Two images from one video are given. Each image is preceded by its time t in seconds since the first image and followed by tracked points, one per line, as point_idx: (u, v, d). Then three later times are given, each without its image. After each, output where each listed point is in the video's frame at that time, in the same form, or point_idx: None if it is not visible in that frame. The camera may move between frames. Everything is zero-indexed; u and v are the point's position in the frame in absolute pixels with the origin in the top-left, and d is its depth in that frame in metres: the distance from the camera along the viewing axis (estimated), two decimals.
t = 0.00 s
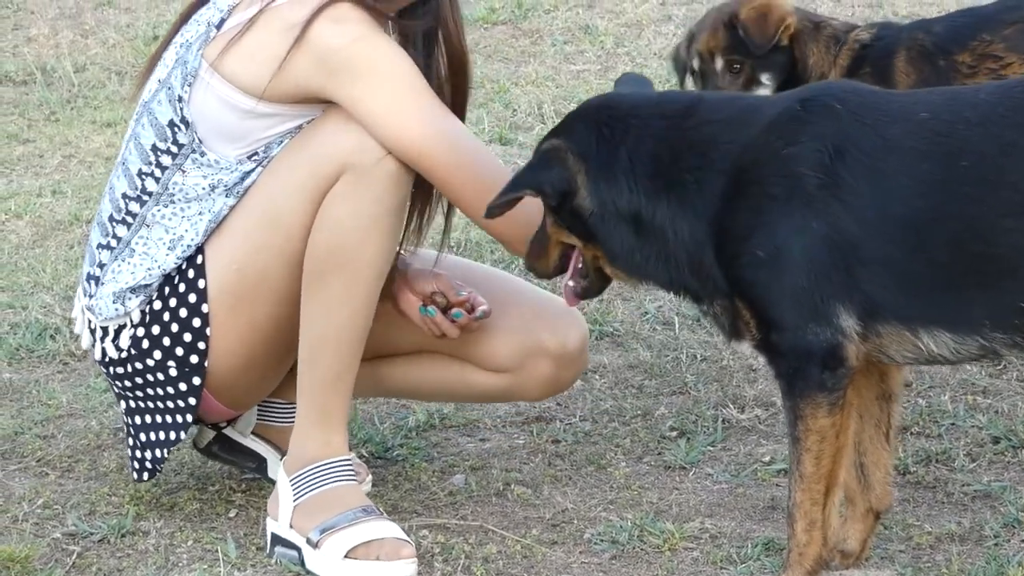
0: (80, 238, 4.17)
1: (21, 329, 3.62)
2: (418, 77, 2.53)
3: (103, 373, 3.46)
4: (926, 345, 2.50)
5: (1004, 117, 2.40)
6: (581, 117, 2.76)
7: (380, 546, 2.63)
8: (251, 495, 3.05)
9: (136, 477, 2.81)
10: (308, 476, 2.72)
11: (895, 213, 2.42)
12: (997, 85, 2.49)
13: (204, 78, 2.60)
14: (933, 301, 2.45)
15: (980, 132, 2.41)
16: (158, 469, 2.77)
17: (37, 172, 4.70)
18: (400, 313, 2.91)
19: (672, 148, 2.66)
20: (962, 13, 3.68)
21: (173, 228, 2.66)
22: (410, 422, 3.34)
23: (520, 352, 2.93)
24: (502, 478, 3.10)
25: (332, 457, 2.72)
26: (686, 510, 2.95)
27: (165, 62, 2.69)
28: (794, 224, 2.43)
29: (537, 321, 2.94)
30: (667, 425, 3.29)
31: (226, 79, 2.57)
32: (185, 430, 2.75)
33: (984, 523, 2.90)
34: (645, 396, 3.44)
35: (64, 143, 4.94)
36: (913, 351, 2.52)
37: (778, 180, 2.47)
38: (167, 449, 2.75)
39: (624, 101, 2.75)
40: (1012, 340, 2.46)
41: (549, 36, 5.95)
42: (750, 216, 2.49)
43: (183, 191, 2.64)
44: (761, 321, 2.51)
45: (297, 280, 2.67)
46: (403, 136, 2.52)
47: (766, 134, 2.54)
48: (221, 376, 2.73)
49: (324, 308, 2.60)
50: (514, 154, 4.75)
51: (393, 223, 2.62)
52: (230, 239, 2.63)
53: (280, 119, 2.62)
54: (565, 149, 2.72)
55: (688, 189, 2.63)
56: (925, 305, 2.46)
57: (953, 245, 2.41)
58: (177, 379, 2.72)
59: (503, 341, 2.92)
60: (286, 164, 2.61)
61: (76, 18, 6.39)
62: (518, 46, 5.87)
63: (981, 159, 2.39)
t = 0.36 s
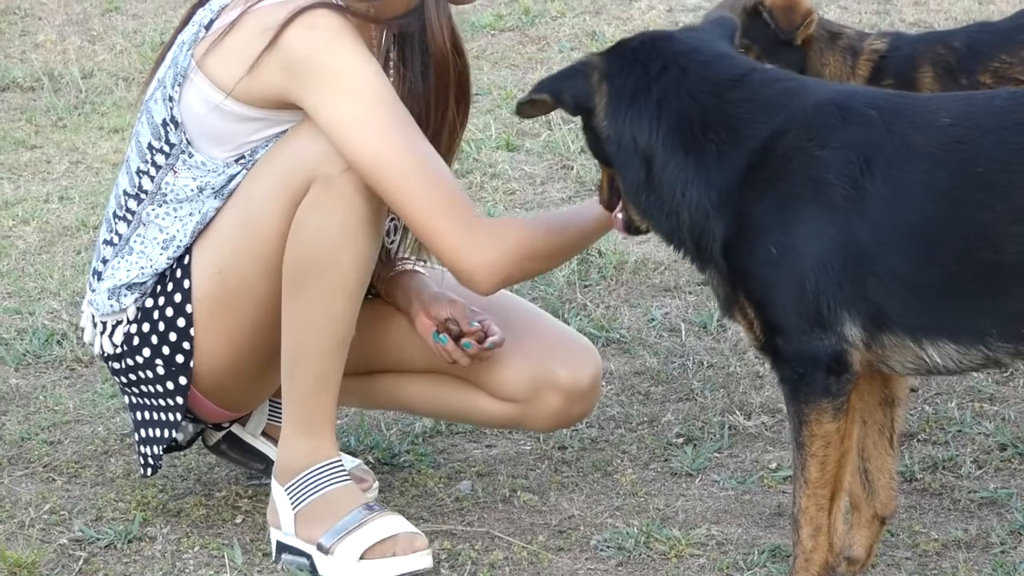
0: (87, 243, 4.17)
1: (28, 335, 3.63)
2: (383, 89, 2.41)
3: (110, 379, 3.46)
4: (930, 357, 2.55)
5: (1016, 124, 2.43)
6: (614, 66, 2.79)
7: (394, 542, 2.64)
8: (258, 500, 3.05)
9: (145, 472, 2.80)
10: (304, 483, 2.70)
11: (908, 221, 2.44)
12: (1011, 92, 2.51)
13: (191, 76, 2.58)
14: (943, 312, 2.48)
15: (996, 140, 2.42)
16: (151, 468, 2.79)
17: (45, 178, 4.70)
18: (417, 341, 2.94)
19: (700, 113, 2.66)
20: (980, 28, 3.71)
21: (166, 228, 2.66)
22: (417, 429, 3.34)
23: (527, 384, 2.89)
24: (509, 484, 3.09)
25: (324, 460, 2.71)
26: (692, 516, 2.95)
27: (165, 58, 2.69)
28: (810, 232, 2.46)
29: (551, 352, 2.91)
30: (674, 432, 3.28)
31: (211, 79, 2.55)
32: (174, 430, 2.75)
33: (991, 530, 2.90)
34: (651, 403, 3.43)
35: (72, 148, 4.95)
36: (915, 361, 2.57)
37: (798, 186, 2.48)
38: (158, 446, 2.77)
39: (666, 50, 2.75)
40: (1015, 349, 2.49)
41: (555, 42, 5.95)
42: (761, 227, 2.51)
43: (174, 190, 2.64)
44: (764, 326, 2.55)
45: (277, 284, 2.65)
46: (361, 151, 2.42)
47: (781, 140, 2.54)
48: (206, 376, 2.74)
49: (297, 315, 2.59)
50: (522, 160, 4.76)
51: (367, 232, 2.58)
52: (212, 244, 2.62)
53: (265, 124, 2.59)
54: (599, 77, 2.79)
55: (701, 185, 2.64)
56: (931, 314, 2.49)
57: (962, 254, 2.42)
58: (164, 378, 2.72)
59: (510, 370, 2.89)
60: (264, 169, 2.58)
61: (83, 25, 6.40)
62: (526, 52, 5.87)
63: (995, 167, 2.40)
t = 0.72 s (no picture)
0: (93, 251, 4.18)
1: (34, 342, 3.63)
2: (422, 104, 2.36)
3: (116, 387, 3.46)
4: (942, 360, 2.58)
5: None
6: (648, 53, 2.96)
7: (400, 558, 2.61)
8: (265, 507, 3.05)
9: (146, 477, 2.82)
10: (317, 490, 2.69)
11: (925, 229, 2.48)
12: None
13: (216, 84, 2.57)
14: (955, 318, 2.52)
15: (1017, 145, 2.45)
16: (156, 472, 2.79)
17: (51, 185, 4.70)
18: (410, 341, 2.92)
19: (722, 98, 2.78)
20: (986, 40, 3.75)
21: (181, 233, 2.65)
22: (423, 436, 3.34)
23: (522, 383, 2.90)
24: (515, 491, 3.09)
25: (338, 470, 2.70)
26: (699, 522, 2.95)
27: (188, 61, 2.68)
28: (825, 234, 2.51)
29: (546, 354, 2.91)
30: (680, 438, 3.29)
31: (235, 87, 2.54)
32: (183, 435, 2.75)
33: (997, 535, 2.90)
34: (658, 409, 3.43)
35: (78, 156, 4.95)
36: (925, 362, 2.60)
37: (817, 190, 2.54)
38: (166, 451, 2.77)
39: (697, 39, 2.88)
40: None
41: (561, 49, 5.95)
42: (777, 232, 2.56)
43: (190, 197, 2.63)
44: (770, 328, 2.60)
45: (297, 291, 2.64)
46: (397, 164, 2.36)
47: (801, 145, 2.59)
48: (218, 381, 2.73)
49: (319, 323, 2.56)
50: (527, 167, 4.77)
51: (393, 244, 2.56)
52: (232, 248, 2.61)
53: (288, 132, 2.58)
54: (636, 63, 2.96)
55: (718, 175, 2.73)
56: (946, 319, 2.52)
57: (978, 260, 2.46)
58: (177, 383, 2.72)
59: (506, 371, 2.90)
60: (289, 174, 2.57)
61: (89, 32, 6.41)
62: (531, 59, 5.87)
63: (1014, 172, 2.43)
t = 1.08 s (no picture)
0: (99, 260, 4.18)
1: (39, 351, 3.63)
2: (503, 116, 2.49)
3: (121, 395, 3.46)
4: (946, 367, 2.58)
5: None
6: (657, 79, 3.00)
7: (408, 568, 2.55)
8: (269, 516, 3.05)
9: (161, 506, 2.82)
10: (333, 496, 2.62)
11: (929, 233, 2.48)
12: None
13: (272, 111, 2.53)
14: (958, 325, 2.53)
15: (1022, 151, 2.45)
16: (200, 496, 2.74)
17: (56, 194, 4.71)
18: (426, 338, 2.90)
19: (718, 116, 2.80)
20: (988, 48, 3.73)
21: (225, 257, 2.60)
22: (427, 444, 3.34)
23: (539, 365, 2.90)
24: (520, 499, 3.09)
25: (359, 477, 2.62)
26: (703, 531, 2.95)
27: (218, 87, 2.60)
28: (829, 239, 2.51)
29: (554, 328, 2.91)
30: (685, 446, 3.29)
31: (293, 112, 2.51)
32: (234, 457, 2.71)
33: (1002, 545, 2.90)
34: (662, 418, 3.43)
35: (83, 164, 4.95)
36: (931, 370, 2.60)
37: (821, 193, 2.54)
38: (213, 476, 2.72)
39: (698, 62, 2.91)
40: None
41: (566, 57, 5.95)
42: (781, 237, 2.56)
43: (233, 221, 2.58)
44: (776, 335, 2.59)
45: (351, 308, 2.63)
46: (482, 172, 2.48)
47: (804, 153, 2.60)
48: (269, 403, 2.68)
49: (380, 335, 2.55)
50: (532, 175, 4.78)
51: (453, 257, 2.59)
52: (286, 262, 2.58)
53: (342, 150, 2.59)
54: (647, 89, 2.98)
55: (721, 185, 2.74)
56: (952, 324, 2.53)
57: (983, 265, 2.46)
58: (227, 408, 2.66)
59: (522, 354, 2.90)
60: (351, 186, 2.57)
61: (95, 41, 6.42)
62: (536, 68, 5.87)
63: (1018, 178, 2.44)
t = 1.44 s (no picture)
0: (100, 268, 4.18)
1: (40, 359, 3.62)
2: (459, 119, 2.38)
3: (122, 404, 3.45)
4: (944, 374, 2.57)
5: None
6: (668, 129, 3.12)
7: None
8: (270, 524, 3.04)
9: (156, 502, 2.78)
10: (330, 506, 2.62)
11: (921, 239, 2.47)
12: None
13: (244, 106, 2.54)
14: (957, 333, 2.50)
15: (1016, 159, 2.43)
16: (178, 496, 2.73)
17: (57, 202, 4.70)
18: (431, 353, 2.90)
19: (717, 132, 2.85)
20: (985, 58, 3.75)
21: (203, 256, 2.60)
22: (428, 453, 3.34)
23: (540, 391, 2.91)
24: (520, 508, 3.09)
25: (352, 487, 2.63)
26: (705, 540, 2.94)
27: (204, 85, 2.64)
28: (818, 243, 2.55)
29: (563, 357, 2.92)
30: (686, 455, 3.28)
31: (262, 106, 2.52)
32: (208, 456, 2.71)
33: (1003, 554, 2.90)
34: (663, 427, 3.43)
35: (84, 172, 4.95)
36: (928, 378, 2.59)
37: (808, 197, 2.59)
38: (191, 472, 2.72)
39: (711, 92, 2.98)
40: None
41: (568, 66, 5.95)
42: (776, 240, 2.61)
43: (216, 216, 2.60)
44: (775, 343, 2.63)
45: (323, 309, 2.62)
46: (432, 175, 2.37)
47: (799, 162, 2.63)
48: (245, 403, 2.69)
49: (349, 340, 2.54)
50: (533, 184, 4.78)
51: (421, 260, 2.56)
52: (261, 262, 2.57)
53: (313, 150, 2.57)
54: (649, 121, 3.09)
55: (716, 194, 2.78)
56: (948, 333, 2.50)
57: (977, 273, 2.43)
58: (201, 405, 2.67)
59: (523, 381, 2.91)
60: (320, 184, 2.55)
61: (96, 49, 6.41)
62: (537, 75, 5.87)
63: (1014, 185, 2.41)
